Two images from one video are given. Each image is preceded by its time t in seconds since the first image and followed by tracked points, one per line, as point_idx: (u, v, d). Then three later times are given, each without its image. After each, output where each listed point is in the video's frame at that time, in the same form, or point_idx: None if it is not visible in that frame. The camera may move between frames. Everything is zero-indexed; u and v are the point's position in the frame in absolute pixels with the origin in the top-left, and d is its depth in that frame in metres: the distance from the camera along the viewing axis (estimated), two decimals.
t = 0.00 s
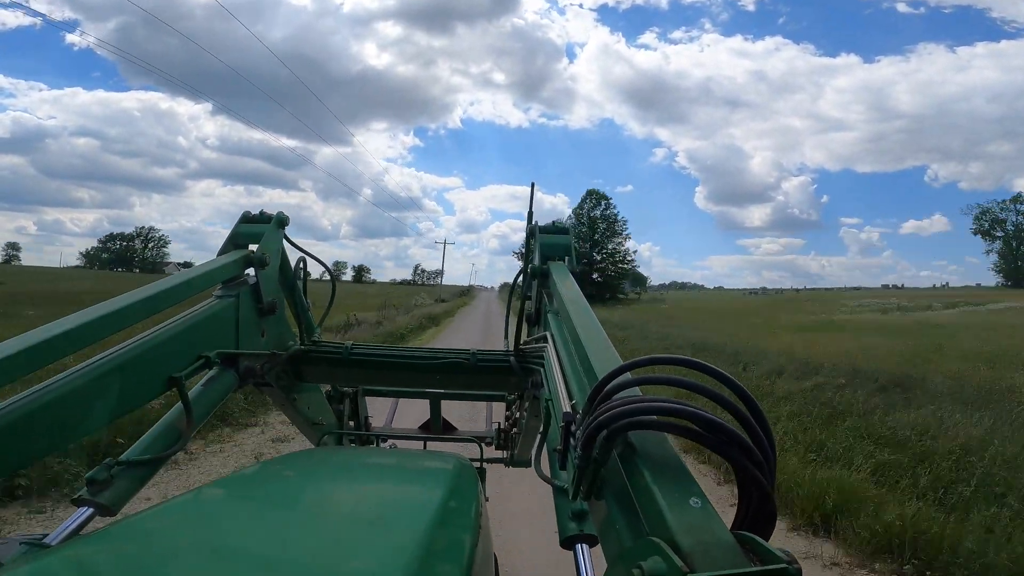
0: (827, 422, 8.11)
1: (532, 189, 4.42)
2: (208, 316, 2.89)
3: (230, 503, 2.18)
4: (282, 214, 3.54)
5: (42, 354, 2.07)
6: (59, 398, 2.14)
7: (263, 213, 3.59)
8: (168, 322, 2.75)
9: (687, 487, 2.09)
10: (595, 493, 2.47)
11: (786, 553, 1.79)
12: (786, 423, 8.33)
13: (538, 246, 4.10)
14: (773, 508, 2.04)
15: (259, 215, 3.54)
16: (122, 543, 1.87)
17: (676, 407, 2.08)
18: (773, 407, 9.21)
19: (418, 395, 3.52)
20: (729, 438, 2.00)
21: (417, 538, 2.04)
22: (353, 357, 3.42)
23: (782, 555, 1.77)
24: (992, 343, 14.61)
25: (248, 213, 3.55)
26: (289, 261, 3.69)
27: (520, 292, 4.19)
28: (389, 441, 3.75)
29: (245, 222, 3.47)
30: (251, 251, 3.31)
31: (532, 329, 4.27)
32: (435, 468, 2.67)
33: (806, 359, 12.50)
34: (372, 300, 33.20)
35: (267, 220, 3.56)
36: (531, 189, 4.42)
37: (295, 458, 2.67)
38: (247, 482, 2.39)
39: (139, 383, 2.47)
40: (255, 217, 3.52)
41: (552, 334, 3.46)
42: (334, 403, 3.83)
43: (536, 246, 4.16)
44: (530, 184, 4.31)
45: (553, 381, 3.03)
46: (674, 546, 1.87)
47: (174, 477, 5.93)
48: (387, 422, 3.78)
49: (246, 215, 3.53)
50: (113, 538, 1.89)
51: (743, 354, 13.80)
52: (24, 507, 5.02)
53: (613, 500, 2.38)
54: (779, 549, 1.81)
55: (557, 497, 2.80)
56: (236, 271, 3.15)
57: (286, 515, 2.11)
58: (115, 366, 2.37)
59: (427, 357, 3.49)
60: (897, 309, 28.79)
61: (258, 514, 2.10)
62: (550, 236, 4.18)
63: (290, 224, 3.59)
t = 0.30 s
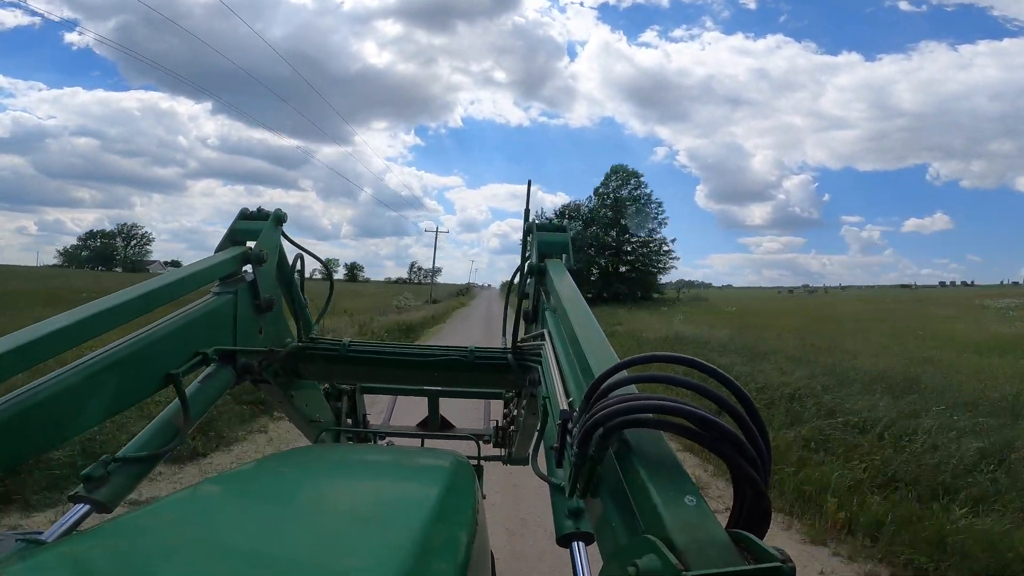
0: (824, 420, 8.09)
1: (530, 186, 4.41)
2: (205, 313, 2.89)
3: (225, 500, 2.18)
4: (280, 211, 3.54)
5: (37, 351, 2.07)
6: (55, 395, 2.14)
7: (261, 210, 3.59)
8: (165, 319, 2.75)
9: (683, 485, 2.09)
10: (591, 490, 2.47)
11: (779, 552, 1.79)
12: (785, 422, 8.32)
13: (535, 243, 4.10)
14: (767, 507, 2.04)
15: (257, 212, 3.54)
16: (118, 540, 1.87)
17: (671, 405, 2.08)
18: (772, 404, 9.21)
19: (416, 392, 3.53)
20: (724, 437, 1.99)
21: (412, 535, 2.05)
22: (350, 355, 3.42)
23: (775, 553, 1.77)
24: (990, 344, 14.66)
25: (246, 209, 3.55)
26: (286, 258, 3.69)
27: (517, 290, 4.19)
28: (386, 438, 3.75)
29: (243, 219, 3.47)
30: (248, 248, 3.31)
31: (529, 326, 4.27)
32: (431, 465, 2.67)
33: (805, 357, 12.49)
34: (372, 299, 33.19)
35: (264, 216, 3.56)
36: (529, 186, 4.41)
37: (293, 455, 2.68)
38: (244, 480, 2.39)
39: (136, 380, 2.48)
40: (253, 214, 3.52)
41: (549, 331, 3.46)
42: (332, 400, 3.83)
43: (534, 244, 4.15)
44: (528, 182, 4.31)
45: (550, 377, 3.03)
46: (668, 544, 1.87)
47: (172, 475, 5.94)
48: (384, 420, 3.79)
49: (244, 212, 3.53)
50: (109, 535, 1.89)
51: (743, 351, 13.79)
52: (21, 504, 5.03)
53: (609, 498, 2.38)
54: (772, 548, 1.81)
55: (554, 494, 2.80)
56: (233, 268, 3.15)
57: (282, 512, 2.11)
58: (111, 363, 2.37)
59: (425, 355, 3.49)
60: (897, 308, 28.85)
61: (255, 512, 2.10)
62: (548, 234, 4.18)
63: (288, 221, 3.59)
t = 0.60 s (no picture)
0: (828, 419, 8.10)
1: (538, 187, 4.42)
2: (214, 314, 2.90)
3: (234, 499, 2.20)
4: (289, 211, 3.55)
5: (46, 350, 2.08)
6: (64, 395, 2.15)
7: (270, 211, 3.60)
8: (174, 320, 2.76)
9: (690, 487, 2.10)
10: (598, 491, 2.48)
11: (785, 554, 1.81)
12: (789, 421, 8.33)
13: (543, 244, 4.11)
14: (774, 509, 2.05)
15: (267, 212, 3.56)
16: (128, 539, 1.88)
17: (679, 407, 2.09)
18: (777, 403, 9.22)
19: (422, 393, 3.54)
20: (731, 439, 2.01)
21: (420, 535, 2.06)
22: (357, 356, 3.43)
23: (781, 556, 1.78)
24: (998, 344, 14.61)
25: (256, 210, 3.56)
26: (294, 259, 3.70)
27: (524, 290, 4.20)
28: (393, 439, 3.76)
29: (252, 219, 3.48)
30: (258, 248, 3.32)
31: (536, 328, 4.28)
32: (439, 465, 2.68)
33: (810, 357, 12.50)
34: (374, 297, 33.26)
35: (274, 217, 3.57)
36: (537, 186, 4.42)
37: (300, 456, 2.69)
38: (251, 481, 2.40)
39: (144, 381, 2.49)
40: (262, 214, 3.54)
41: (556, 332, 3.47)
42: (339, 400, 3.85)
43: (542, 245, 4.16)
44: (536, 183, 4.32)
45: (558, 378, 3.04)
46: (674, 546, 1.88)
47: (178, 473, 5.96)
48: (391, 421, 3.80)
49: (254, 213, 3.54)
50: (119, 534, 1.91)
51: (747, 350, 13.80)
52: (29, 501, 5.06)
53: (615, 499, 2.39)
54: (779, 550, 1.82)
55: (560, 495, 2.82)
56: (242, 268, 3.16)
57: (290, 512, 2.13)
58: (119, 364, 2.37)
59: (432, 356, 3.50)
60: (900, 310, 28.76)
61: (264, 511, 2.12)
62: (555, 235, 4.18)
63: (297, 221, 3.60)
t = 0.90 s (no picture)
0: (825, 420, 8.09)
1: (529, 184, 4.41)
2: (204, 313, 2.89)
3: (225, 498, 2.19)
4: (279, 209, 3.53)
5: (36, 349, 2.07)
6: (54, 395, 2.13)
7: (260, 209, 3.59)
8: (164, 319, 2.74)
9: (683, 484, 2.09)
10: (591, 488, 2.47)
11: (779, 551, 1.80)
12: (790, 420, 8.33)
13: (536, 242, 4.10)
14: (767, 506, 2.04)
15: (257, 211, 3.54)
16: (118, 539, 1.87)
17: (671, 404, 2.08)
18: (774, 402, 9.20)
19: (416, 391, 3.52)
20: (724, 436, 1.99)
21: (412, 533, 2.05)
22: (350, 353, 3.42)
23: (775, 552, 1.77)
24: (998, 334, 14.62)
25: (246, 209, 3.55)
26: (285, 258, 3.69)
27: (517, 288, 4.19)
28: (386, 437, 3.75)
29: (242, 218, 3.47)
30: (248, 247, 3.31)
31: (530, 325, 4.27)
32: (431, 463, 2.67)
33: (806, 355, 12.47)
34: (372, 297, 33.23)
35: (264, 216, 3.56)
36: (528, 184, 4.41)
37: (292, 454, 2.68)
38: (244, 479, 2.39)
39: (135, 379, 2.47)
40: (252, 213, 3.52)
41: (549, 329, 3.46)
42: (332, 399, 3.83)
43: (534, 242, 4.15)
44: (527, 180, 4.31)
45: (550, 376, 3.03)
46: (668, 543, 1.87)
47: (172, 474, 5.94)
48: (384, 419, 3.79)
49: (244, 211, 3.53)
50: (109, 534, 1.89)
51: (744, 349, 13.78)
52: (23, 502, 5.04)
53: (608, 497, 2.38)
54: (772, 547, 1.81)
55: (554, 493, 2.80)
56: (233, 267, 3.15)
57: (281, 511, 2.11)
58: (109, 364, 2.36)
59: (425, 354, 3.49)
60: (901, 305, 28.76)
61: (255, 510, 2.10)
62: (548, 232, 4.17)
63: (287, 220, 3.58)
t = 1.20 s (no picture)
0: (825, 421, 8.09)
1: (532, 186, 4.42)
2: (209, 314, 2.89)
3: (230, 499, 2.19)
4: (283, 211, 3.54)
5: (41, 350, 2.08)
6: (59, 396, 2.14)
7: (264, 210, 3.59)
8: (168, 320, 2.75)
9: (685, 485, 2.10)
10: (594, 490, 2.48)
11: (782, 553, 1.80)
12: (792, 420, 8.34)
13: (539, 243, 4.10)
14: (770, 507, 2.05)
15: (261, 212, 3.55)
16: (124, 539, 1.88)
17: (674, 406, 2.08)
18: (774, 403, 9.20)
19: (419, 392, 3.53)
20: (727, 437, 2.00)
21: (416, 534, 2.06)
22: (353, 355, 3.43)
23: (778, 554, 1.78)
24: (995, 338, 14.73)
25: (250, 210, 3.56)
26: (289, 259, 3.70)
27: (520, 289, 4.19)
28: (389, 439, 3.75)
29: (246, 219, 3.47)
30: (252, 248, 3.31)
31: (532, 327, 4.27)
32: (434, 464, 2.68)
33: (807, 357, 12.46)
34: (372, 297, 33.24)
35: (268, 217, 3.56)
36: (531, 186, 4.42)
37: (296, 455, 2.68)
38: (248, 480, 2.40)
39: (139, 380, 2.48)
40: (256, 214, 3.53)
41: (552, 331, 3.47)
42: (335, 401, 3.84)
43: (537, 244, 4.16)
44: (531, 182, 4.31)
45: (553, 378, 3.04)
46: (671, 544, 1.87)
47: (174, 475, 5.96)
48: (387, 421, 3.79)
49: (248, 212, 3.53)
50: (114, 534, 1.90)
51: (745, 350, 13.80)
52: (27, 502, 5.06)
53: (611, 499, 2.38)
54: (775, 549, 1.81)
55: (557, 494, 2.81)
56: (237, 268, 3.16)
57: (286, 512, 2.12)
58: (114, 365, 2.37)
59: (428, 355, 3.49)
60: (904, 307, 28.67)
61: (259, 511, 2.11)
62: (551, 234, 4.18)
63: (291, 221, 3.59)
